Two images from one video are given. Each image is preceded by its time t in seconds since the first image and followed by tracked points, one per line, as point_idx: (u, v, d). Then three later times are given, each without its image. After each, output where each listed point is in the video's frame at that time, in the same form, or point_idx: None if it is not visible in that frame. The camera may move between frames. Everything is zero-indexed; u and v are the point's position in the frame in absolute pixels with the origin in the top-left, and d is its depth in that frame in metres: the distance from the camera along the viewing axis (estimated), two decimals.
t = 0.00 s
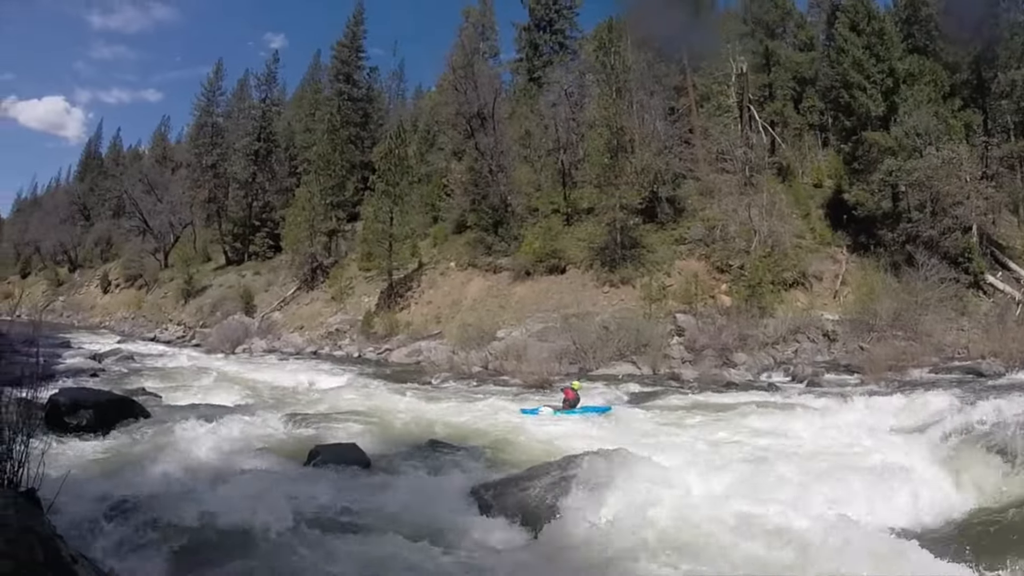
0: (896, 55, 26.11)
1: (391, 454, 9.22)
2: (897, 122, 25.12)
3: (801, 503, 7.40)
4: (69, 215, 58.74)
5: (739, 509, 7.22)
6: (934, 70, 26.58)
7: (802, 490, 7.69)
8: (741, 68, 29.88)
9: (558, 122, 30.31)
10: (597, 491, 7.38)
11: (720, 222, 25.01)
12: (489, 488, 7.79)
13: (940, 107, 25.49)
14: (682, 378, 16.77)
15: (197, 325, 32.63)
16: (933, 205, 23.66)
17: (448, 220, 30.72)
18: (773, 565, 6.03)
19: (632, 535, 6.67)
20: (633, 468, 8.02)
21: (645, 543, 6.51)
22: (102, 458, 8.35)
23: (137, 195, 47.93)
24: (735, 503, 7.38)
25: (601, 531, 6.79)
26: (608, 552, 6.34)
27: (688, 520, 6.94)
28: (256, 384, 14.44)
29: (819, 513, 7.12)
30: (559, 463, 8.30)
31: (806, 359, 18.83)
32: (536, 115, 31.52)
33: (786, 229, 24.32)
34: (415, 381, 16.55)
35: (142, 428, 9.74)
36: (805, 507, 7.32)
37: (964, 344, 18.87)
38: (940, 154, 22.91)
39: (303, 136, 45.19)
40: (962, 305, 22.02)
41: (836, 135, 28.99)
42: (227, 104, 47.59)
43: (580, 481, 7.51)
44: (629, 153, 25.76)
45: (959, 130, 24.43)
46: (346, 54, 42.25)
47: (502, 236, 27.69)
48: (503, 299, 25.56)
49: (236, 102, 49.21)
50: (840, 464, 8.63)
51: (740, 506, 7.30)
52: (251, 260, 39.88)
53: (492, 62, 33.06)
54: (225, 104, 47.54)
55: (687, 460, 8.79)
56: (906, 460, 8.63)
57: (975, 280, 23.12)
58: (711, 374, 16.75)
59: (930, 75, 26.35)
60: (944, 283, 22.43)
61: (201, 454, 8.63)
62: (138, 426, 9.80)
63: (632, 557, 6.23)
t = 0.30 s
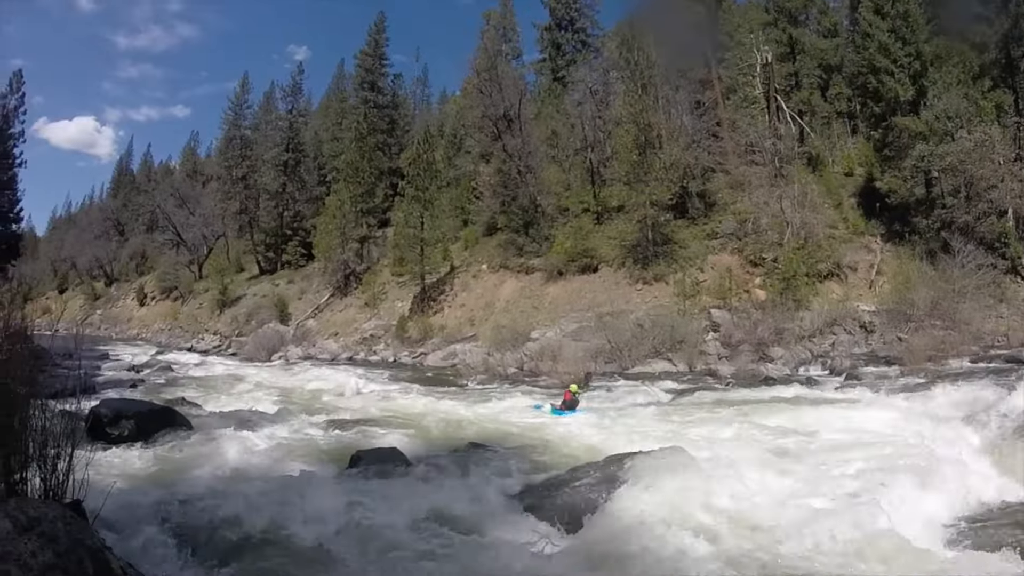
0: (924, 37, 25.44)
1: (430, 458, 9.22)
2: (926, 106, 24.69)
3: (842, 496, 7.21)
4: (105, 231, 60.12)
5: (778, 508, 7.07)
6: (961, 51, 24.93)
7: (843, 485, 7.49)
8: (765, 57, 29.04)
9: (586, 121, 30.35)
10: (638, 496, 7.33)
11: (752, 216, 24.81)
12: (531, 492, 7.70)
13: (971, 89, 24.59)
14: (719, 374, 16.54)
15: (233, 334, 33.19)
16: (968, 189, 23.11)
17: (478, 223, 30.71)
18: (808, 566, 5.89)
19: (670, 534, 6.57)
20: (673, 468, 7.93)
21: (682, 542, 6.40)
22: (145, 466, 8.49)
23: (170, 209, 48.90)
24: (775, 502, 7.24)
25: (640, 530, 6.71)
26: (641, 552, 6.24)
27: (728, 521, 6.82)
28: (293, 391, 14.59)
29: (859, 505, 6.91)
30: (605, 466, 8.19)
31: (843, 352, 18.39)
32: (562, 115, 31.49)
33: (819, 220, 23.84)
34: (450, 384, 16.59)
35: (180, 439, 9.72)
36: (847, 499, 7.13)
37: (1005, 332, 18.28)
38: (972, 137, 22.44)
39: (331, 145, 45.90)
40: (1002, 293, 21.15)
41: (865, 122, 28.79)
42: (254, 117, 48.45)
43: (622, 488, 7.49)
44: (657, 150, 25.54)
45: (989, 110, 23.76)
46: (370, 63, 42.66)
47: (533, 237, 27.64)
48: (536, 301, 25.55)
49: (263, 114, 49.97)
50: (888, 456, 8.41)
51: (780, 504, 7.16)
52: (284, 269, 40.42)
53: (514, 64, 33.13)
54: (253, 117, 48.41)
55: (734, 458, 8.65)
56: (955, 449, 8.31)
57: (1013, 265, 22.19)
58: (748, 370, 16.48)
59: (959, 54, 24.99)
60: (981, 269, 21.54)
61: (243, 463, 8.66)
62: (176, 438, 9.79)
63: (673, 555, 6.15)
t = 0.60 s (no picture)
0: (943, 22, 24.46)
1: (464, 462, 9.23)
2: (949, 95, 24.18)
3: (879, 484, 7.03)
4: (131, 243, 61.17)
5: (812, 503, 6.95)
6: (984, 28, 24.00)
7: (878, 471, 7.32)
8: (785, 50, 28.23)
9: (605, 120, 29.93)
10: (676, 495, 7.24)
11: (777, 211, 24.47)
12: (567, 494, 7.67)
13: (993, 75, 23.58)
14: (748, 372, 16.39)
15: (261, 342, 33.62)
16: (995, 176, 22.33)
17: (501, 227, 30.60)
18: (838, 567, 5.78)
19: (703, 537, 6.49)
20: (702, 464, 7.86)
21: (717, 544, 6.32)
22: (178, 474, 8.54)
23: (195, 220, 49.62)
24: (811, 494, 7.12)
25: (674, 530, 6.64)
26: (670, 555, 6.17)
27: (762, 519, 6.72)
28: (322, 397, 14.71)
29: (890, 495, 6.82)
30: (641, 466, 8.14)
31: (872, 347, 18.04)
32: (581, 115, 31.25)
33: (845, 214, 23.49)
34: (478, 387, 16.61)
35: (213, 446, 9.81)
36: (883, 486, 6.98)
37: None
38: (997, 124, 21.99)
39: (353, 153, 46.42)
40: None
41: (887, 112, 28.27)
42: (275, 128, 49.04)
43: (656, 486, 7.42)
44: (679, 147, 25.58)
45: (1014, 97, 23.03)
46: (388, 70, 42.95)
47: (557, 239, 27.58)
48: (562, 303, 25.53)
49: (283, 124, 50.49)
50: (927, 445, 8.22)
51: (815, 498, 7.04)
52: (310, 277, 40.83)
53: (532, 66, 33.13)
54: (274, 128, 49.00)
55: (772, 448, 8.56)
56: (995, 436, 8.09)
57: None
58: (776, 367, 16.28)
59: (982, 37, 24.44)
60: (1011, 260, 20.69)
61: (279, 470, 8.73)
62: (209, 445, 9.88)
63: (710, 559, 6.07)
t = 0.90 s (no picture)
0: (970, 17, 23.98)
1: (492, 461, 9.21)
2: (979, 90, 23.58)
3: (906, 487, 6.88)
4: (161, 242, 62.24)
5: (833, 505, 6.86)
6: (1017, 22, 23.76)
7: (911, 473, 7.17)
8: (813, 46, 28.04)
9: (631, 119, 29.99)
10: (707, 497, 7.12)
11: (804, 210, 24.11)
12: (595, 495, 7.61)
13: None
14: (777, 373, 16.17)
15: (289, 340, 34.01)
16: None
17: (529, 226, 30.80)
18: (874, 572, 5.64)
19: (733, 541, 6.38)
20: (732, 466, 7.73)
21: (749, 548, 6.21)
22: (208, 469, 8.60)
23: (223, 220, 50.37)
24: (845, 497, 6.96)
25: (705, 534, 6.54)
26: (701, 559, 6.07)
27: (795, 523, 6.60)
28: (349, 395, 14.81)
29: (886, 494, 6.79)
30: (669, 464, 8.04)
31: (902, 348, 17.64)
32: (607, 114, 31.20)
33: (874, 212, 23.09)
34: (504, 386, 16.60)
35: (242, 442, 9.93)
36: (920, 487, 6.79)
37: None
38: None
39: (378, 153, 46.70)
40: None
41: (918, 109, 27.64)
42: (302, 129, 49.56)
43: (686, 485, 7.30)
44: (706, 146, 25.39)
45: None
46: (413, 70, 43.18)
47: (584, 238, 27.40)
48: (589, 302, 25.46)
49: (309, 125, 50.97)
50: (957, 449, 8.00)
51: (850, 500, 6.88)
52: (337, 276, 41.19)
53: (557, 66, 33.04)
54: (301, 129, 49.53)
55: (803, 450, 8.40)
56: None
57: None
58: (804, 368, 16.04)
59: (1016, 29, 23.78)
60: None
61: (308, 467, 8.77)
62: (238, 442, 9.98)
63: (742, 562, 5.96)
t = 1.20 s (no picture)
0: (995, 6, 23.46)
1: (519, 460, 9.20)
2: (1004, 79, 22.62)
3: (937, 488, 6.75)
4: (188, 245, 63.15)
5: (861, 500, 6.75)
6: None
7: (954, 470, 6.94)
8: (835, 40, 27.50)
9: (654, 116, 29.97)
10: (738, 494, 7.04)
11: (831, 206, 23.76)
12: (622, 495, 7.57)
13: None
14: (805, 371, 15.97)
15: (315, 341, 34.37)
16: None
17: (552, 225, 31.12)
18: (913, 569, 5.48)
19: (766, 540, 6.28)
20: (764, 463, 7.60)
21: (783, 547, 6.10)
22: (239, 469, 8.70)
23: (248, 223, 51.01)
24: (876, 495, 6.83)
25: (736, 533, 6.44)
26: (727, 557, 6.02)
27: (831, 520, 6.46)
28: (376, 395, 14.90)
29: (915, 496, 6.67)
30: (699, 464, 7.97)
31: (930, 346, 17.28)
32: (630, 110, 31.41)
33: (902, 207, 22.69)
34: (530, 386, 16.57)
35: (272, 443, 10.02)
36: (951, 490, 6.65)
37: None
38: None
39: (401, 154, 46.97)
40: None
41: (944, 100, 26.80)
42: (325, 132, 50.03)
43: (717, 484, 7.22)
44: (730, 142, 24.99)
45: None
46: (434, 72, 43.46)
47: (609, 236, 27.56)
48: (614, 300, 25.40)
49: (332, 128, 51.37)
50: (993, 450, 7.81)
51: (880, 499, 6.76)
52: (362, 277, 41.47)
53: (579, 64, 32.94)
54: (324, 131, 50.01)
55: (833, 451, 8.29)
56: None
57: None
58: (833, 366, 15.80)
59: None
60: None
61: (338, 467, 8.84)
62: (269, 442, 10.08)
63: (775, 563, 5.86)
